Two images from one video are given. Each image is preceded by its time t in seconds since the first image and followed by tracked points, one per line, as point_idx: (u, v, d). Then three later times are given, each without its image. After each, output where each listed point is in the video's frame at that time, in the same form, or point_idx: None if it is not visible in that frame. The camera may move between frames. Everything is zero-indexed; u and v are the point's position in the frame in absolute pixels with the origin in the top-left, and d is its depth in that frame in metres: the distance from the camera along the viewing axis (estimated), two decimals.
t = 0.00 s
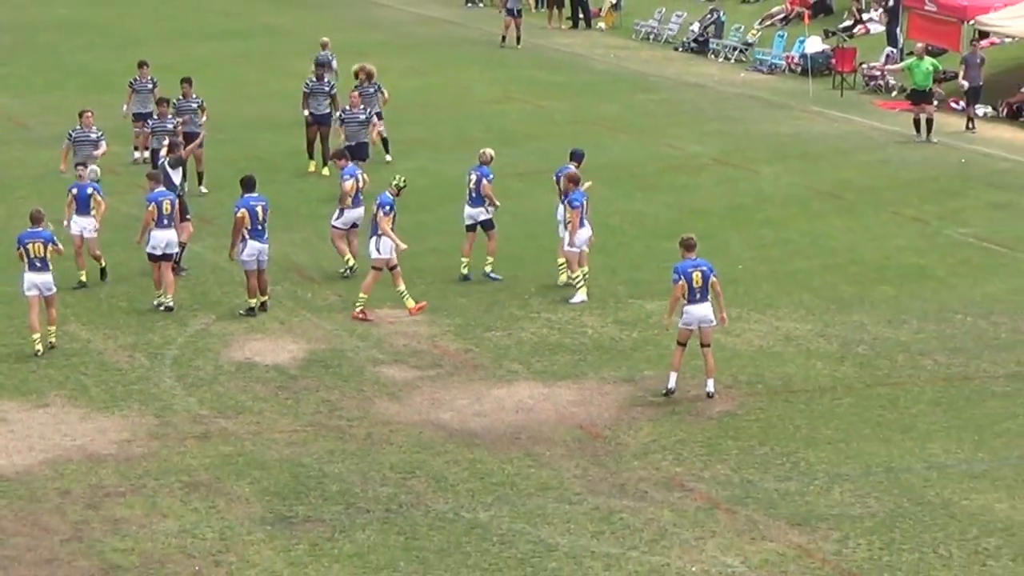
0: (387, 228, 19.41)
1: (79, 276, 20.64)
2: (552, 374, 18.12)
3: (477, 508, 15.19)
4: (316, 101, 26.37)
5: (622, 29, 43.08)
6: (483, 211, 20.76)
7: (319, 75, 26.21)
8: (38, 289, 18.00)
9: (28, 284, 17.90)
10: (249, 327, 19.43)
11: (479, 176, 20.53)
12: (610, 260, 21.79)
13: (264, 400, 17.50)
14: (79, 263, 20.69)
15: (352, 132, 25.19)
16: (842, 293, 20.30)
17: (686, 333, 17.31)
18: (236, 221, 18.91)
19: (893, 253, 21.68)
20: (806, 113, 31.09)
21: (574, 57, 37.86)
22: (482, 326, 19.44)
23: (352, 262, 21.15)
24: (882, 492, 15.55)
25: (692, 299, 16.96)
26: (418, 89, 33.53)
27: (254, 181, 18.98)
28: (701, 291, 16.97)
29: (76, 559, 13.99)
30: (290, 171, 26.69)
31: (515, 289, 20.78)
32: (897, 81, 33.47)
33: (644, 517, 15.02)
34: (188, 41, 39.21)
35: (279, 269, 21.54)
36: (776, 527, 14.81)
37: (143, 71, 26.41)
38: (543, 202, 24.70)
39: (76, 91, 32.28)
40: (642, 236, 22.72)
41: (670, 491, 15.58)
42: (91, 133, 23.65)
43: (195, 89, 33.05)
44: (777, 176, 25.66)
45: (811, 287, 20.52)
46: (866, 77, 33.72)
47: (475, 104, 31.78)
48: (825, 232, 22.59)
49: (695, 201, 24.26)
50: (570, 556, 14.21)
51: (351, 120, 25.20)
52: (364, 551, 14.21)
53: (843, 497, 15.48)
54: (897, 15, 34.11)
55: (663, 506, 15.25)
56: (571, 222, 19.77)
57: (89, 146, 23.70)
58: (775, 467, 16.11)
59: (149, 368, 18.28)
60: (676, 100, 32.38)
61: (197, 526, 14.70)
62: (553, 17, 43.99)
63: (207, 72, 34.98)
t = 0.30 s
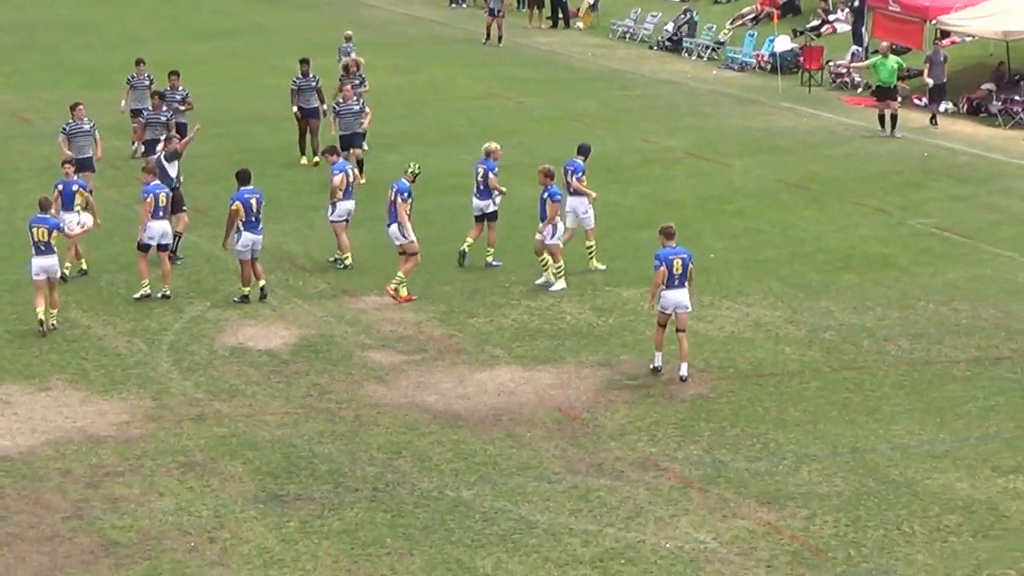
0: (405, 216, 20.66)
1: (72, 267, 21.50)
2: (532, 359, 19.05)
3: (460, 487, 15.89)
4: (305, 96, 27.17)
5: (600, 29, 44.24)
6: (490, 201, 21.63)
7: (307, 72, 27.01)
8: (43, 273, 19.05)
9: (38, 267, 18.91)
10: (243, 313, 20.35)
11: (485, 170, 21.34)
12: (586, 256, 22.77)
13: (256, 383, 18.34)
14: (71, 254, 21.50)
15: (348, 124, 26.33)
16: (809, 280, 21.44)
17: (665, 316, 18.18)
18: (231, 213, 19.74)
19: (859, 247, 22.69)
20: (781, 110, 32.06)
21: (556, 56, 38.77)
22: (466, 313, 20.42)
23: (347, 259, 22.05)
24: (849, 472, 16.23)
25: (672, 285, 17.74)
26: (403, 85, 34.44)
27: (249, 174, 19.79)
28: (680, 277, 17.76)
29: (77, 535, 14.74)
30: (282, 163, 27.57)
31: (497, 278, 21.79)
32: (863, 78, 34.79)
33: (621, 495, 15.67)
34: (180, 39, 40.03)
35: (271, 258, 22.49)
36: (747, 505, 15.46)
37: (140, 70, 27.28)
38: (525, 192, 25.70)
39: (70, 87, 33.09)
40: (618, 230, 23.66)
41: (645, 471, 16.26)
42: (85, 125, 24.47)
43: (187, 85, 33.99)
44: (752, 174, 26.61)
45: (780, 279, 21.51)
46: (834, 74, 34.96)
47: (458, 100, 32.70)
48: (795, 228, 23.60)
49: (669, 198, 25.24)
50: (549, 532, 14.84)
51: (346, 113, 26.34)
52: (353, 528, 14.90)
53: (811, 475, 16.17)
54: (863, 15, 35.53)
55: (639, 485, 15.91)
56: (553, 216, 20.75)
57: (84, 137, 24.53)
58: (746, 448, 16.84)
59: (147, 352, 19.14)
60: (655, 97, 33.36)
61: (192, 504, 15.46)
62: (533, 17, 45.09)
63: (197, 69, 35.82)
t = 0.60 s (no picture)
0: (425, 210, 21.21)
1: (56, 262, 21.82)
2: (520, 348, 19.66)
3: (451, 473, 16.45)
4: (301, 92, 27.80)
5: (587, 28, 44.86)
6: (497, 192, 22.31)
7: (303, 69, 27.74)
8: (47, 259, 19.84)
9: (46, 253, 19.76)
10: (240, 304, 20.94)
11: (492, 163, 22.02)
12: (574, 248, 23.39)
13: (253, 372, 18.93)
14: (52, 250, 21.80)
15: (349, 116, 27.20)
16: (789, 272, 22.10)
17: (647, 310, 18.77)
18: (236, 209, 20.22)
19: (839, 240, 23.32)
20: (766, 107, 32.67)
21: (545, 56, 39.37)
22: (457, 305, 21.04)
23: (343, 252, 22.64)
24: (828, 458, 16.75)
25: (651, 276, 18.36)
26: (394, 83, 35.03)
27: (254, 171, 20.23)
28: (657, 270, 18.37)
29: (79, 520, 15.31)
30: (277, 158, 28.15)
31: (487, 271, 22.41)
32: (841, 77, 35.34)
33: (606, 481, 16.21)
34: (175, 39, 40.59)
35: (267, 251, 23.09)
36: (728, 490, 15.99)
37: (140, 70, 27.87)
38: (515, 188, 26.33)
39: (67, 85, 33.64)
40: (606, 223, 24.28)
41: (630, 458, 16.81)
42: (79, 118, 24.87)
43: (182, 83, 34.56)
44: (736, 171, 27.20)
45: (761, 271, 22.13)
46: (812, 73, 35.57)
47: (448, 97, 33.29)
48: (776, 222, 24.22)
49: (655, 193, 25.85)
50: (537, 517, 15.39)
51: (347, 105, 27.22)
52: (347, 513, 15.46)
53: (791, 462, 16.69)
54: (841, 15, 36.10)
55: (625, 471, 16.45)
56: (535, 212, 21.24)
57: (78, 131, 24.93)
58: (728, 435, 17.38)
59: (148, 342, 19.72)
60: (642, 95, 33.96)
61: (191, 491, 16.03)
62: (522, 18, 45.72)
63: (191, 68, 36.39)
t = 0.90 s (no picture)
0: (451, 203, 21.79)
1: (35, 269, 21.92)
2: (515, 344, 20.01)
3: (448, 466, 16.78)
4: (302, 91, 28.11)
5: (583, 29, 45.21)
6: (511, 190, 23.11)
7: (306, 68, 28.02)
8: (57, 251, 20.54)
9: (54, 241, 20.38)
10: (241, 300, 21.27)
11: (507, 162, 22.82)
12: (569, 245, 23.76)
13: (254, 367, 19.27)
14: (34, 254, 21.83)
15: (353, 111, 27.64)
16: (780, 269, 22.46)
17: (630, 297, 19.34)
18: (247, 205, 20.62)
19: (830, 237, 23.68)
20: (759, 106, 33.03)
21: (541, 55, 39.73)
22: (454, 301, 21.39)
23: (342, 249, 22.94)
24: (818, 451, 17.10)
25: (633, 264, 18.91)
26: (391, 82, 35.37)
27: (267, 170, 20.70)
28: (641, 258, 18.95)
29: (83, 513, 15.64)
30: (276, 156, 28.49)
31: (484, 268, 22.76)
32: (831, 77, 35.75)
33: (601, 474, 16.55)
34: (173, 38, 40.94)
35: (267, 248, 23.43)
36: (721, 483, 16.33)
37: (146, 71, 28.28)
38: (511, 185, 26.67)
39: (67, 84, 33.96)
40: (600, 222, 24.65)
41: (625, 451, 17.13)
42: (79, 117, 25.42)
43: (181, 82, 34.88)
44: (730, 169, 27.55)
45: (753, 268, 22.49)
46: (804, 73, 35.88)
47: (444, 97, 33.64)
48: (768, 220, 24.58)
49: (649, 191, 26.21)
50: (533, 509, 15.73)
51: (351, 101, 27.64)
52: (346, 505, 15.80)
53: (782, 455, 17.03)
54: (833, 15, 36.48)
55: (619, 464, 16.79)
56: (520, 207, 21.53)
57: (77, 130, 25.45)
58: (721, 428, 17.73)
59: (150, 338, 20.06)
60: (637, 94, 34.31)
61: (193, 483, 16.36)
62: (518, 18, 46.11)
63: (190, 67, 36.73)
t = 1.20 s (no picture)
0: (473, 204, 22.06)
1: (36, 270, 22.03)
2: (515, 341, 20.22)
3: (449, 462, 17.00)
4: (303, 90, 28.34)
5: (582, 29, 45.42)
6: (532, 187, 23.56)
7: (307, 66, 28.26)
8: (68, 246, 20.97)
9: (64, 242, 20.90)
10: (243, 299, 21.49)
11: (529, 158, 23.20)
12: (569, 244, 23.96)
13: (256, 365, 19.48)
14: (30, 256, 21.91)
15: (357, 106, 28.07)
16: (777, 267, 22.67)
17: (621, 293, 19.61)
18: (255, 205, 20.79)
19: (826, 236, 23.89)
20: (756, 106, 33.24)
21: (540, 56, 39.93)
22: (454, 299, 21.60)
23: (343, 249, 23.12)
24: (814, 448, 17.31)
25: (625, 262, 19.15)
26: (391, 83, 35.58)
27: (273, 170, 20.87)
28: (632, 255, 19.34)
29: (87, 509, 15.84)
30: (278, 155, 28.69)
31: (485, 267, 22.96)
32: (829, 77, 36.00)
33: (600, 470, 16.77)
34: (174, 38, 41.15)
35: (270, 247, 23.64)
36: (719, 479, 16.53)
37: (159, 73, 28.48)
38: (510, 184, 26.88)
39: (69, 84, 34.17)
40: (600, 221, 24.87)
41: (624, 448, 17.34)
42: (80, 112, 26.00)
43: (182, 83, 35.09)
44: (728, 168, 27.76)
45: (751, 266, 22.70)
46: (801, 73, 36.11)
47: (445, 97, 33.84)
48: (766, 219, 24.79)
49: (648, 190, 26.42)
50: (533, 505, 15.94)
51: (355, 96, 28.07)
52: (347, 501, 16.00)
53: (779, 452, 17.24)
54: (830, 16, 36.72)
55: (617, 460, 17.01)
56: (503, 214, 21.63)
57: (77, 124, 25.92)
58: (719, 425, 17.94)
59: (154, 336, 20.26)
60: (635, 94, 34.52)
61: (196, 480, 16.57)
62: (518, 19, 46.35)
63: (191, 67, 36.95)
